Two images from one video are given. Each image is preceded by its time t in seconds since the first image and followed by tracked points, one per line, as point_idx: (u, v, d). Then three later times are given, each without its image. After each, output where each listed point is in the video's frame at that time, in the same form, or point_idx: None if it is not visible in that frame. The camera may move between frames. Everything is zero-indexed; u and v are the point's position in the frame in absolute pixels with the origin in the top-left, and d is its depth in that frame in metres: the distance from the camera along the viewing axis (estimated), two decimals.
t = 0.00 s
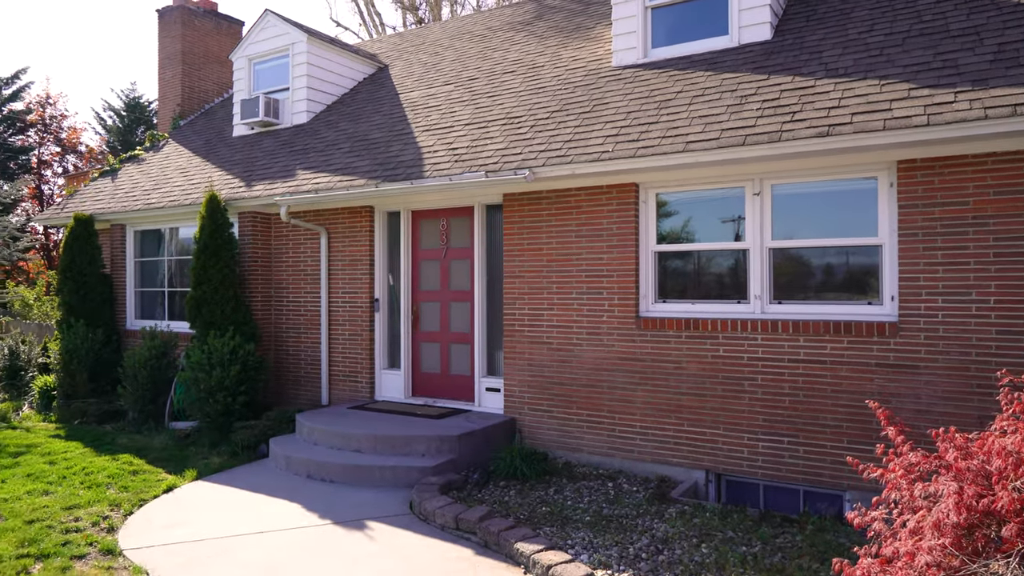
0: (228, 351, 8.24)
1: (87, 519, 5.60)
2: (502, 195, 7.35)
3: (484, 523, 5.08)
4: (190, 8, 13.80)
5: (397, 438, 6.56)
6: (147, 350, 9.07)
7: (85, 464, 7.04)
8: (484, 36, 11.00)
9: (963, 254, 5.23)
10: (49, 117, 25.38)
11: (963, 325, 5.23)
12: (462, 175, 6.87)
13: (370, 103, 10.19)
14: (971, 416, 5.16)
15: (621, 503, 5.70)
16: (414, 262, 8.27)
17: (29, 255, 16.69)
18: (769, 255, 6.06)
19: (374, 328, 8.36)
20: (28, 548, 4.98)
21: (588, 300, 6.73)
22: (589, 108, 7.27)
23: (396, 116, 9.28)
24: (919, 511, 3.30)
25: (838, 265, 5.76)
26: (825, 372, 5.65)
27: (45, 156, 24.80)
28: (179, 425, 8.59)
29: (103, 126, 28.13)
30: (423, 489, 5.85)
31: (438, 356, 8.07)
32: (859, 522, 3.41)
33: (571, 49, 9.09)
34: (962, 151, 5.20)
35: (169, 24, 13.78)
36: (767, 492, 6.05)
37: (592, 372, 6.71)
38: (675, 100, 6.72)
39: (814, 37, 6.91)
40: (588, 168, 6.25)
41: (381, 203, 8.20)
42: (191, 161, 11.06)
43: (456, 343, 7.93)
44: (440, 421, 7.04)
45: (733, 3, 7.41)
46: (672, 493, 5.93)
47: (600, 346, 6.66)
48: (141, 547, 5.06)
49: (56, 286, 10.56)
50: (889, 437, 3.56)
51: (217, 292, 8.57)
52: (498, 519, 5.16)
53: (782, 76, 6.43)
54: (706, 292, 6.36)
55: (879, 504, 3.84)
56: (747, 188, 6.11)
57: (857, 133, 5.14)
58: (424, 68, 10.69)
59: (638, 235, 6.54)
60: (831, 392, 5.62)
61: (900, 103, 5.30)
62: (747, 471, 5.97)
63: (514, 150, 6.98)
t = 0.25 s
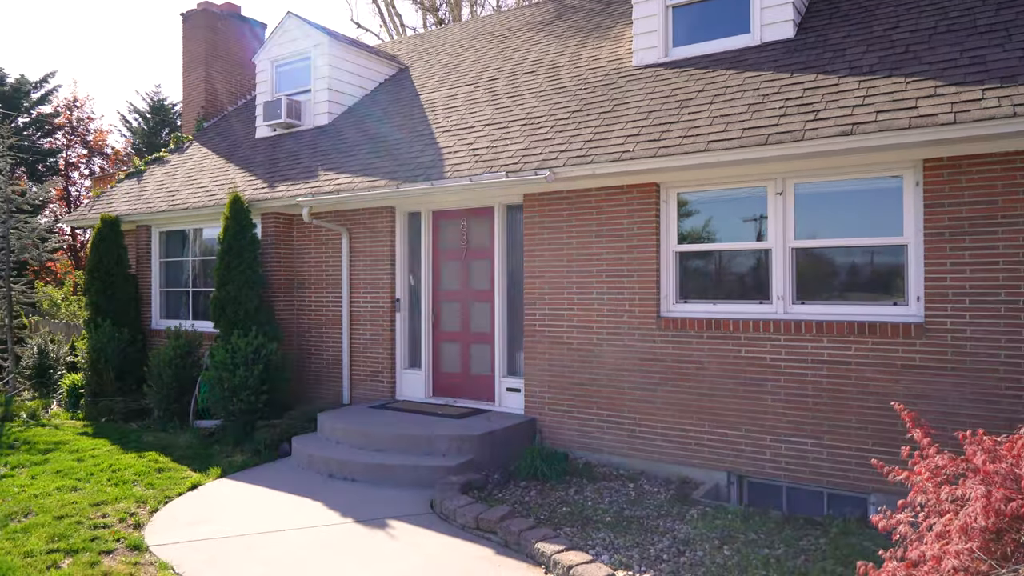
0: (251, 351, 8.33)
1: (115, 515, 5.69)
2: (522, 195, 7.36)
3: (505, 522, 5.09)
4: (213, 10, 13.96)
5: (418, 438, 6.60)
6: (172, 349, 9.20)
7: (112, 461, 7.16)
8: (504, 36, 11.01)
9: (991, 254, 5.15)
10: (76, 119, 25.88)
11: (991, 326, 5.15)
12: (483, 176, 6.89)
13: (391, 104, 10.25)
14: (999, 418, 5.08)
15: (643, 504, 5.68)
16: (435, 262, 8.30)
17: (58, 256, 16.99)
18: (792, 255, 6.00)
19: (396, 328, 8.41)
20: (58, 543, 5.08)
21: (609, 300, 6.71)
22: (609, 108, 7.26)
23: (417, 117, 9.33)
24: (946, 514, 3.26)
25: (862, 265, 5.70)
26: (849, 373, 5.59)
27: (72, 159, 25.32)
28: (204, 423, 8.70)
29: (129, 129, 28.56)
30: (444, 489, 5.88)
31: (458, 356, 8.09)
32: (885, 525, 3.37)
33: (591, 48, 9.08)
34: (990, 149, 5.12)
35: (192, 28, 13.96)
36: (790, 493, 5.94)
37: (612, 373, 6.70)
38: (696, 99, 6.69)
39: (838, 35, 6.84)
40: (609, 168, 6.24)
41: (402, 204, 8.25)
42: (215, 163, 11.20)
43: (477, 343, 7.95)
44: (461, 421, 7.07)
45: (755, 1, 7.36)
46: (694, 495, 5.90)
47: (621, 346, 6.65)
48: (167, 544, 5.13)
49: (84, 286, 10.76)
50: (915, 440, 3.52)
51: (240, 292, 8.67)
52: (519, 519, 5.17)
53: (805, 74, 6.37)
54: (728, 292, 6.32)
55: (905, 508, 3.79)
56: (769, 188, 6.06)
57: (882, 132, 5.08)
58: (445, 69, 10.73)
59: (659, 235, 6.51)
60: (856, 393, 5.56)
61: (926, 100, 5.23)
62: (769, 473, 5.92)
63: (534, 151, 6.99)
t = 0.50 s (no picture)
0: (274, 350, 8.42)
1: (141, 512, 5.78)
2: (543, 195, 7.35)
3: (525, 522, 5.10)
4: (237, 13, 14.23)
5: (439, 437, 6.63)
6: (196, 348, 9.31)
7: (138, 459, 7.27)
8: (524, 36, 11.01)
9: (1020, 254, 5.06)
10: (103, 122, 26.32)
11: (1020, 327, 5.06)
12: (503, 176, 6.90)
13: (411, 105, 10.30)
14: None
15: (664, 505, 5.66)
16: (455, 262, 8.33)
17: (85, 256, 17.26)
18: (816, 254, 5.94)
19: (416, 328, 8.45)
20: (86, 539, 5.17)
21: (629, 300, 6.69)
22: (630, 107, 7.24)
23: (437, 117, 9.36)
24: (973, 518, 3.21)
25: (887, 265, 5.63)
26: (874, 374, 5.52)
27: (99, 161, 25.77)
28: (227, 422, 8.79)
29: (154, 131, 28.97)
30: (465, 488, 5.90)
31: (479, 356, 8.11)
32: (910, 528, 3.32)
33: (611, 47, 9.05)
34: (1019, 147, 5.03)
35: (218, 32, 14.27)
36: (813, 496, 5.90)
37: (633, 373, 6.68)
38: (718, 98, 6.65)
39: (863, 32, 6.76)
40: (630, 168, 6.22)
41: (423, 204, 8.28)
42: (238, 164, 11.32)
43: (497, 343, 7.96)
44: (481, 421, 7.09)
45: None
46: (715, 496, 5.86)
47: (641, 347, 6.62)
48: (192, 540, 5.21)
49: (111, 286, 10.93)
50: (942, 442, 3.47)
51: (263, 292, 8.76)
52: (539, 519, 5.18)
53: (829, 72, 6.31)
54: (750, 292, 6.27)
55: (931, 511, 3.73)
56: (792, 187, 6.00)
57: (908, 130, 5.02)
58: (465, 69, 10.76)
59: (681, 235, 6.48)
60: (881, 394, 5.49)
61: (953, 98, 5.16)
62: (792, 475, 5.87)
63: (555, 151, 6.99)
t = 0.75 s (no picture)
0: (296, 350, 8.50)
1: (166, 508, 5.86)
2: (563, 195, 7.35)
3: (546, 522, 5.10)
4: (259, 16, 14.41)
5: (459, 437, 6.65)
6: (220, 348, 9.42)
7: (163, 456, 7.38)
8: (544, 36, 11.01)
9: None
10: (127, 124, 26.72)
11: None
12: (523, 176, 6.90)
13: (432, 106, 10.34)
14: None
15: (685, 506, 5.63)
16: (475, 263, 8.35)
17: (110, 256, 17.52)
18: (840, 254, 5.87)
19: (437, 328, 8.48)
20: (113, 534, 5.25)
21: (650, 300, 6.66)
22: (651, 106, 7.20)
23: (457, 118, 9.39)
24: (1003, 523, 3.15)
25: (913, 264, 5.55)
26: (899, 376, 5.44)
27: (124, 163, 26.16)
28: (250, 420, 8.89)
29: (177, 133, 29.34)
30: (485, 488, 5.91)
31: (499, 356, 8.12)
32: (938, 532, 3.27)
33: (632, 46, 9.02)
34: None
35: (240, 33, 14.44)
36: (837, 498, 5.89)
37: (654, 374, 6.64)
38: (740, 96, 6.60)
39: (888, 29, 6.67)
40: (650, 167, 6.20)
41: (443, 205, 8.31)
42: (260, 165, 11.43)
43: (517, 343, 7.97)
44: (502, 421, 7.09)
45: None
46: (737, 498, 5.82)
47: (662, 347, 6.59)
48: (216, 537, 5.27)
49: (137, 286, 11.10)
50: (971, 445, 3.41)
51: (285, 292, 8.85)
52: (560, 519, 5.17)
53: (853, 69, 6.23)
54: (772, 292, 6.21)
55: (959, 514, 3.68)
56: (816, 186, 5.94)
57: (934, 127, 4.94)
58: (485, 70, 10.78)
59: (702, 235, 6.44)
60: (906, 396, 5.42)
61: (981, 94, 5.07)
62: (816, 477, 5.81)
63: (575, 150, 6.98)
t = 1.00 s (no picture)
0: (317, 349, 8.56)
1: (190, 505, 5.94)
2: (583, 195, 7.33)
3: (566, 523, 5.09)
4: (280, 18, 14.50)
5: (480, 437, 6.66)
6: (243, 347, 9.52)
7: (187, 454, 7.47)
8: (564, 35, 10.99)
9: None
10: (152, 126, 27.11)
11: None
12: (543, 176, 6.89)
13: (452, 106, 10.37)
14: None
15: (707, 508, 5.59)
16: (495, 263, 8.36)
17: (135, 257, 17.78)
18: (865, 254, 5.80)
19: (457, 328, 8.51)
20: (139, 530, 5.33)
21: (671, 301, 6.62)
22: (671, 105, 7.16)
23: (477, 118, 9.40)
24: None
25: (940, 264, 5.46)
26: (926, 377, 5.36)
27: (148, 164, 26.55)
28: (272, 419, 8.97)
29: (201, 135, 29.71)
30: (505, 488, 5.91)
31: (519, 356, 8.12)
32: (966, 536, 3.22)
33: (652, 45, 8.98)
34: None
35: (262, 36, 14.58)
36: (862, 500, 5.83)
37: (675, 374, 6.60)
38: (762, 95, 6.54)
39: (914, 25, 6.57)
40: (671, 167, 6.17)
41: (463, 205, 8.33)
42: (282, 166, 11.53)
43: (537, 343, 7.96)
44: (522, 421, 7.09)
45: None
46: (760, 500, 5.77)
47: (683, 347, 6.55)
48: (239, 534, 5.32)
49: (161, 286, 11.25)
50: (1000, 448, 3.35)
51: (306, 292, 8.92)
52: (580, 520, 5.16)
53: (878, 66, 6.15)
54: (795, 292, 6.15)
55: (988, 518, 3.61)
56: (840, 185, 5.87)
57: (961, 125, 4.86)
58: (505, 70, 10.78)
59: (724, 235, 6.40)
60: (933, 398, 5.34)
61: (1010, 91, 4.97)
62: (840, 480, 5.74)
63: (595, 150, 6.96)
